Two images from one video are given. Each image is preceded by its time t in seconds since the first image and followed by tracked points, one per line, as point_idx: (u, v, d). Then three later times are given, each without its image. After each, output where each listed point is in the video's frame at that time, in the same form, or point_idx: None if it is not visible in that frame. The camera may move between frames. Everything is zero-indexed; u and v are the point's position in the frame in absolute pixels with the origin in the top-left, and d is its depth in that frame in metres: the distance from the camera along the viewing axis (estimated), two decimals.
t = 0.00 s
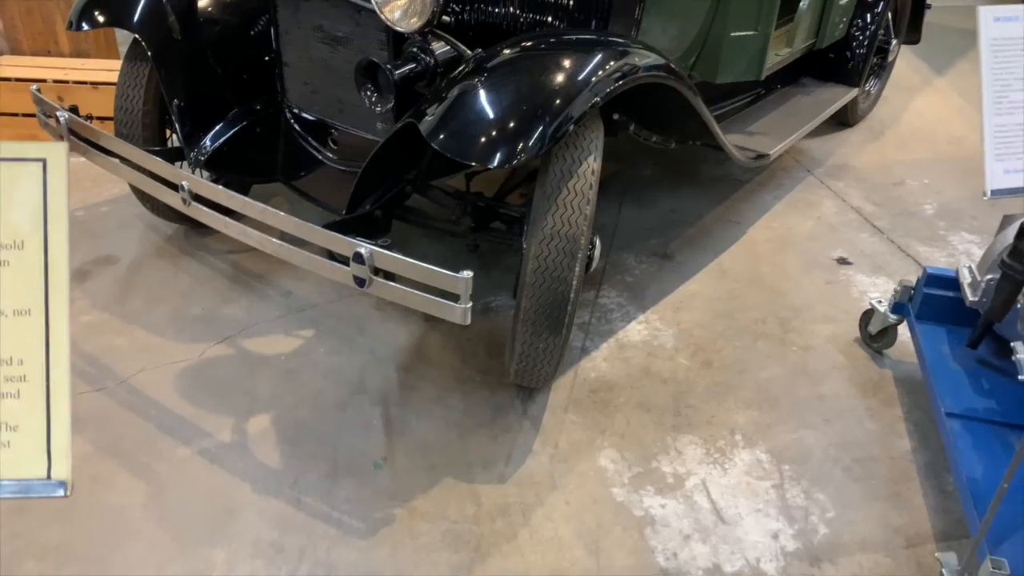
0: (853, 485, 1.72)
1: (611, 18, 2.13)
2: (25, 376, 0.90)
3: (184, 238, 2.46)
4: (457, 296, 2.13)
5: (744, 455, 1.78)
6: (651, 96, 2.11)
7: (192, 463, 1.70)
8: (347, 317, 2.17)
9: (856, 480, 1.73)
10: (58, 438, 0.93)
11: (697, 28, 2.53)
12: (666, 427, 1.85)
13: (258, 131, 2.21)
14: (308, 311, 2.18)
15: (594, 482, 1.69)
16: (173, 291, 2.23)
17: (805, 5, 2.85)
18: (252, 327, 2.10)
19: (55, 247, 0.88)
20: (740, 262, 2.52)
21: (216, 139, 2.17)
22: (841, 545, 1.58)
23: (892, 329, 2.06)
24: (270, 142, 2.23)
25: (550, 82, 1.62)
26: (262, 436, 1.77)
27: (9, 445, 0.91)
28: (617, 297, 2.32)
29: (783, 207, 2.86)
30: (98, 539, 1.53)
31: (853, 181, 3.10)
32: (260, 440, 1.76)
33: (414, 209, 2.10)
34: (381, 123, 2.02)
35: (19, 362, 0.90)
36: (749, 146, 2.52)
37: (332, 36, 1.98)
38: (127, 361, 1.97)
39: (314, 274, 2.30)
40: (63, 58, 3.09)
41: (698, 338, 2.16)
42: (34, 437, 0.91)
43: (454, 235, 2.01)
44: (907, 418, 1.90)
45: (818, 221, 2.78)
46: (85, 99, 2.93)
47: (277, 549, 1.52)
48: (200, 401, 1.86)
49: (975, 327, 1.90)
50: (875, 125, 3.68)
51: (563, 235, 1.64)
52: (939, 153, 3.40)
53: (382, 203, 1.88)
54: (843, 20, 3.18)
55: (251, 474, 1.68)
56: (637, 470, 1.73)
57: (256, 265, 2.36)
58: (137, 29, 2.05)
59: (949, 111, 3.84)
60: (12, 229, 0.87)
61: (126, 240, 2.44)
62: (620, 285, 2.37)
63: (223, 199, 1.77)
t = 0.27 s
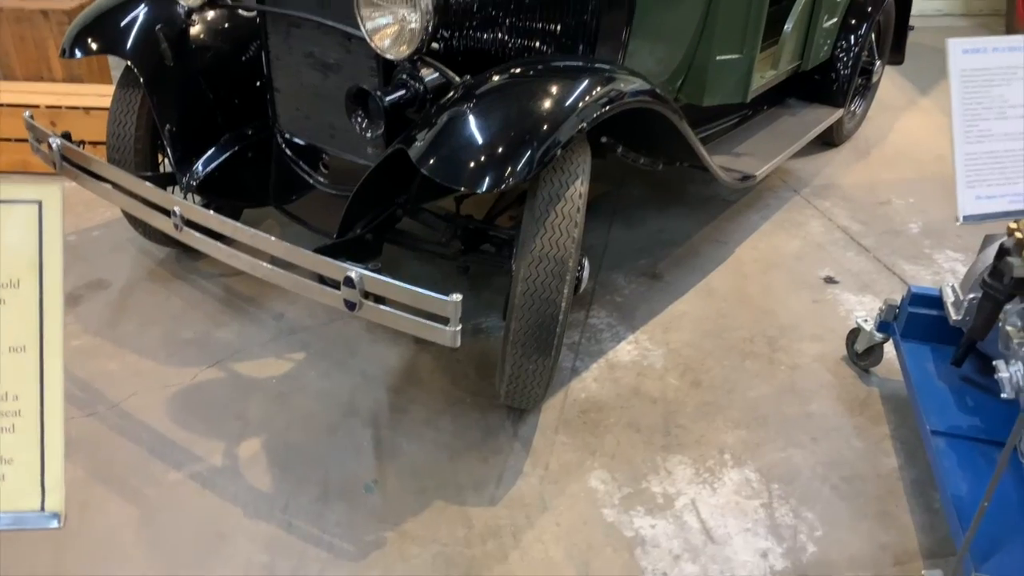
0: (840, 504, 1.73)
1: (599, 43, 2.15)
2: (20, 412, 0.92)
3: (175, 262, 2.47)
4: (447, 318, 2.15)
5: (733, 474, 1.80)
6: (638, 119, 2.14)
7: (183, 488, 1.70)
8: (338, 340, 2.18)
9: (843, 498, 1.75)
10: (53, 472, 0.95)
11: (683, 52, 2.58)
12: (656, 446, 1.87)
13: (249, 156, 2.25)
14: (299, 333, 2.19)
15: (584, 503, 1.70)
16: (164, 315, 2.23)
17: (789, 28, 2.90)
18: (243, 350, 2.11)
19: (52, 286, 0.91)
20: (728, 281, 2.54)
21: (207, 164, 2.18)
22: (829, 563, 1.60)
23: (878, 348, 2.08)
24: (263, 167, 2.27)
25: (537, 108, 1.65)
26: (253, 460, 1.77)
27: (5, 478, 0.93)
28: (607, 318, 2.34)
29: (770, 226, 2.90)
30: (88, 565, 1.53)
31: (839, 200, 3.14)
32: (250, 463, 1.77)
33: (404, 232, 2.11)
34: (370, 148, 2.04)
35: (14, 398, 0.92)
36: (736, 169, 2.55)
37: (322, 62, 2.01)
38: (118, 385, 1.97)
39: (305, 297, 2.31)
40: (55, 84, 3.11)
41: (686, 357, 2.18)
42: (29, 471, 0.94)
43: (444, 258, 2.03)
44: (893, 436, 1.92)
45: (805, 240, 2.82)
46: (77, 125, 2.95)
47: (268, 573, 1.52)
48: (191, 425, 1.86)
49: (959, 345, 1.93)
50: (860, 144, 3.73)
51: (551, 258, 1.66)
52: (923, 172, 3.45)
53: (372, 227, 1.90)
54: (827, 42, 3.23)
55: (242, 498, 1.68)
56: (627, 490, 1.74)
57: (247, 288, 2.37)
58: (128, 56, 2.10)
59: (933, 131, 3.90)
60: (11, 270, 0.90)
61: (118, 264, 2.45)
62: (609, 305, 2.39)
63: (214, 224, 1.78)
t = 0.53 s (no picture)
0: (827, 526, 1.75)
1: (586, 72, 2.33)
2: (18, 438, 0.94)
3: (168, 290, 2.49)
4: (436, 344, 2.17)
5: (721, 497, 1.81)
6: (624, 147, 2.19)
7: (175, 515, 1.71)
8: (330, 366, 2.20)
9: (830, 520, 1.76)
10: (48, 497, 0.96)
11: (670, 81, 2.65)
12: (644, 470, 1.88)
13: (242, 185, 2.28)
14: (291, 360, 2.21)
15: (573, 527, 1.71)
16: (157, 342, 2.25)
17: (773, 57, 2.95)
18: (235, 377, 2.13)
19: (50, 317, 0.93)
20: (716, 306, 2.57)
21: (201, 194, 2.22)
22: None
23: (863, 371, 2.11)
24: (254, 196, 2.29)
25: (524, 138, 1.69)
26: (244, 487, 1.78)
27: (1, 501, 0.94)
28: (596, 342, 2.36)
29: (758, 252, 2.94)
30: None
31: (825, 225, 3.19)
32: (242, 490, 1.77)
33: (395, 258, 2.14)
34: (362, 176, 2.08)
35: (11, 425, 0.94)
36: (722, 195, 2.60)
37: (315, 93, 2.05)
38: (111, 413, 1.98)
39: (297, 324, 2.33)
40: (51, 114, 3.13)
41: (675, 382, 2.20)
42: (24, 494, 0.95)
43: (434, 284, 2.06)
44: (879, 458, 1.94)
45: (791, 265, 2.86)
46: (73, 154, 2.98)
47: None
48: (184, 452, 1.87)
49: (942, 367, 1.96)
50: (846, 170, 3.79)
51: (538, 284, 1.69)
52: (908, 197, 3.50)
53: (363, 254, 1.93)
54: (810, 70, 3.29)
55: (233, 525, 1.69)
56: (616, 514, 1.76)
57: (239, 316, 2.39)
58: (123, 87, 2.16)
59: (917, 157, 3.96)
60: (10, 302, 0.92)
61: (112, 292, 2.47)
62: (599, 330, 2.42)
63: (206, 252, 1.81)
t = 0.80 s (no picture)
0: (814, 547, 1.77)
1: (575, 104, 2.41)
2: (27, 452, 0.95)
3: (166, 316, 2.53)
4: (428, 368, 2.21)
5: (709, 519, 1.84)
6: (613, 175, 2.25)
7: (170, 538, 1.73)
8: (324, 391, 2.23)
9: (817, 541, 1.79)
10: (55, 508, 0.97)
11: (657, 111, 2.72)
12: (633, 493, 1.91)
13: (238, 214, 2.32)
14: (285, 385, 2.24)
15: (563, 549, 1.74)
16: (154, 367, 2.28)
17: (758, 88, 3.01)
18: (231, 402, 2.15)
19: (57, 336, 0.93)
20: (705, 331, 2.61)
21: (199, 221, 2.26)
22: None
23: (849, 395, 2.15)
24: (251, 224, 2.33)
25: (514, 167, 1.74)
26: (239, 510, 1.80)
27: (11, 513, 0.95)
28: (587, 366, 2.40)
29: (747, 277, 2.98)
30: None
31: (813, 251, 3.24)
32: (236, 514, 1.80)
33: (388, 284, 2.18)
34: (356, 205, 2.13)
35: (21, 441, 0.94)
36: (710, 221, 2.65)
37: (311, 124, 2.10)
38: (108, 438, 2.01)
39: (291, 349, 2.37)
40: (51, 143, 3.19)
41: (664, 405, 2.23)
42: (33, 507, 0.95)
43: (426, 309, 2.10)
44: (865, 480, 1.98)
45: (780, 290, 2.90)
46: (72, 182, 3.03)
47: None
48: (180, 476, 1.89)
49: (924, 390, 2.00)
50: (834, 196, 3.85)
51: (527, 309, 1.73)
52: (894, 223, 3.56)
53: (357, 280, 1.97)
54: (797, 99, 3.34)
55: (228, 547, 1.71)
56: (606, 536, 1.78)
57: (235, 341, 2.43)
58: (123, 118, 2.22)
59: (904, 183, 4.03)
60: (20, 323, 0.92)
61: (110, 318, 2.50)
62: (590, 354, 2.46)
63: (203, 279, 1.85)
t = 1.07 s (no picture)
0: (805, 562, 1.80)
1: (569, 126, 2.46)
2: (47, 459, 0.98)
3: (167, 336, 2.56)
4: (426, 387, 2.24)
5: (703, 535, 1.87)
6: (607, 197, 2.31)
7: (171, 554, 1.75)
8: (323, 410, 2.26)
9: (808, 556, 1.81)
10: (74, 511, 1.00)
11: (651, 134, 2.78)
12: (628, 509, 1.94)
13: (241, 235, 2.37)
14: (285, 404, 2.27)
15: (559, 565, 1.76)
16: (156, 387, 2.31)
17: (750, 111, 3.06)
18: (231, 421, 2.18)
19: (74, 345, 0.97)
20: (700, 349, 2.65)
21: (201, 243, 2.31)
22: None
23: (841, 412, 2.18)
24: (253, 245, 2.38)
25: (509, 190, 1.79)
26: (240, 527, 1.83)
27: (31, 515, 0.98)
28: (583, 385, 2.43)
29: (740, 297, 3.03)
30: None
31: (807, 271, 3.28)
32: (237, 530, 1.82)
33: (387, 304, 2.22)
34: (356, 227, 2.16)
35: (41, 448, 0.98)
36: (704, 242, 2.70)
37: (311, 148, 2.15)
38: (110, 456, 2.03)
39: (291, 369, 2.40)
40: (55, 166, 3.24)
41: (659, 423, 2.26)
42: (52, 510, 0.99)
43: (424, 329, 2.14)
44: (856, 496, 2.00)
45: (773, 309, 2.94)
46: (76, 205, 3.08)
47: None
48: (181, 493, 1.92)
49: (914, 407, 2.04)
50: (827, 217, 3.91)
51: (523, 327, 1.77)
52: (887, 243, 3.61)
53: (357, 300, 2.01)
54: (789, 121, 3.40)
55: (227, 564, 1.73)
56: (601, 552, 1.81)
57: (236, 361, 2.46)
58: (128, 142, 2.28)
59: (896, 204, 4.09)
60: (40, 335, 0.96)
61: (112, 339, 2.54)
62: (586, 373, 2.49)
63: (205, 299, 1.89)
